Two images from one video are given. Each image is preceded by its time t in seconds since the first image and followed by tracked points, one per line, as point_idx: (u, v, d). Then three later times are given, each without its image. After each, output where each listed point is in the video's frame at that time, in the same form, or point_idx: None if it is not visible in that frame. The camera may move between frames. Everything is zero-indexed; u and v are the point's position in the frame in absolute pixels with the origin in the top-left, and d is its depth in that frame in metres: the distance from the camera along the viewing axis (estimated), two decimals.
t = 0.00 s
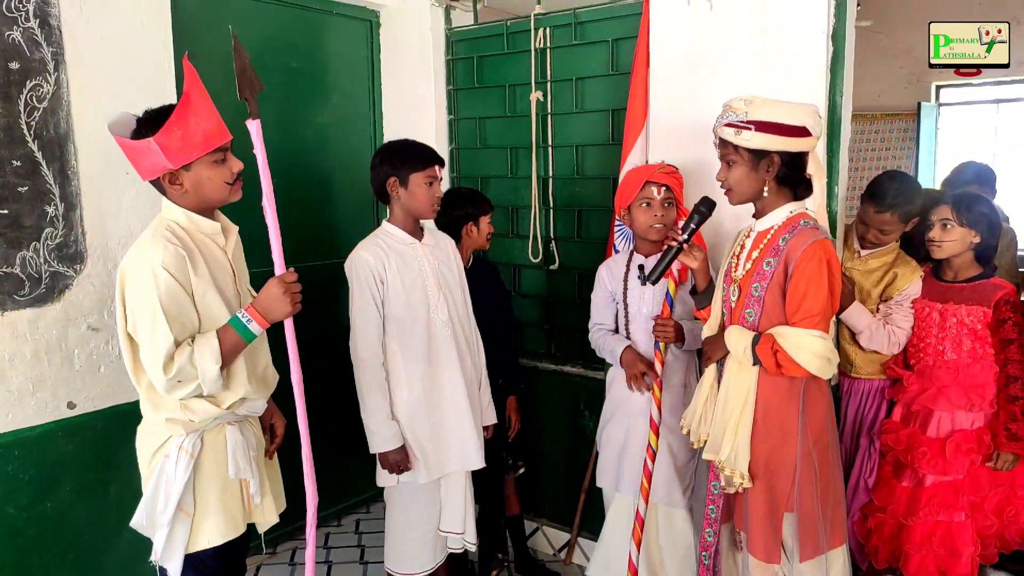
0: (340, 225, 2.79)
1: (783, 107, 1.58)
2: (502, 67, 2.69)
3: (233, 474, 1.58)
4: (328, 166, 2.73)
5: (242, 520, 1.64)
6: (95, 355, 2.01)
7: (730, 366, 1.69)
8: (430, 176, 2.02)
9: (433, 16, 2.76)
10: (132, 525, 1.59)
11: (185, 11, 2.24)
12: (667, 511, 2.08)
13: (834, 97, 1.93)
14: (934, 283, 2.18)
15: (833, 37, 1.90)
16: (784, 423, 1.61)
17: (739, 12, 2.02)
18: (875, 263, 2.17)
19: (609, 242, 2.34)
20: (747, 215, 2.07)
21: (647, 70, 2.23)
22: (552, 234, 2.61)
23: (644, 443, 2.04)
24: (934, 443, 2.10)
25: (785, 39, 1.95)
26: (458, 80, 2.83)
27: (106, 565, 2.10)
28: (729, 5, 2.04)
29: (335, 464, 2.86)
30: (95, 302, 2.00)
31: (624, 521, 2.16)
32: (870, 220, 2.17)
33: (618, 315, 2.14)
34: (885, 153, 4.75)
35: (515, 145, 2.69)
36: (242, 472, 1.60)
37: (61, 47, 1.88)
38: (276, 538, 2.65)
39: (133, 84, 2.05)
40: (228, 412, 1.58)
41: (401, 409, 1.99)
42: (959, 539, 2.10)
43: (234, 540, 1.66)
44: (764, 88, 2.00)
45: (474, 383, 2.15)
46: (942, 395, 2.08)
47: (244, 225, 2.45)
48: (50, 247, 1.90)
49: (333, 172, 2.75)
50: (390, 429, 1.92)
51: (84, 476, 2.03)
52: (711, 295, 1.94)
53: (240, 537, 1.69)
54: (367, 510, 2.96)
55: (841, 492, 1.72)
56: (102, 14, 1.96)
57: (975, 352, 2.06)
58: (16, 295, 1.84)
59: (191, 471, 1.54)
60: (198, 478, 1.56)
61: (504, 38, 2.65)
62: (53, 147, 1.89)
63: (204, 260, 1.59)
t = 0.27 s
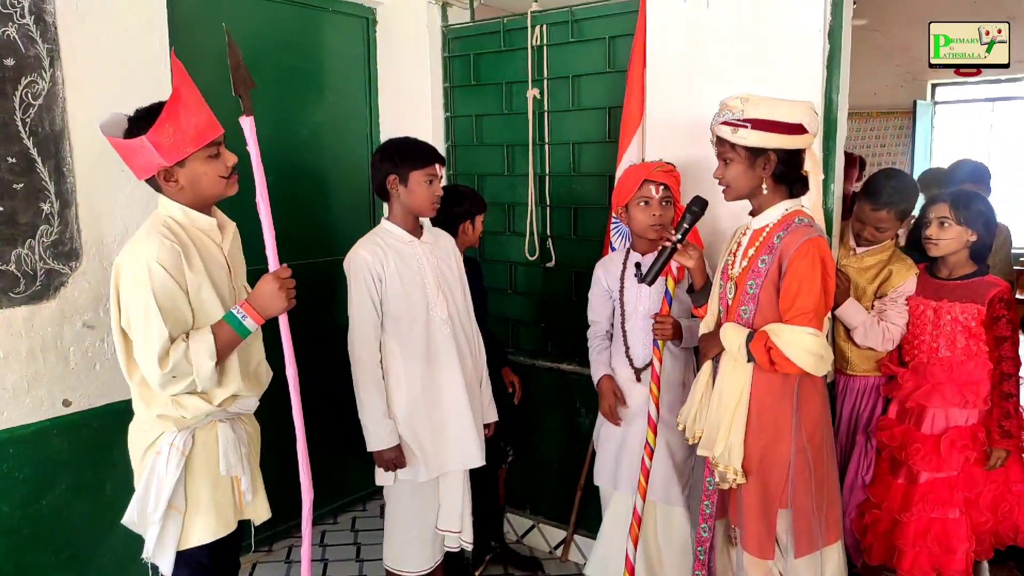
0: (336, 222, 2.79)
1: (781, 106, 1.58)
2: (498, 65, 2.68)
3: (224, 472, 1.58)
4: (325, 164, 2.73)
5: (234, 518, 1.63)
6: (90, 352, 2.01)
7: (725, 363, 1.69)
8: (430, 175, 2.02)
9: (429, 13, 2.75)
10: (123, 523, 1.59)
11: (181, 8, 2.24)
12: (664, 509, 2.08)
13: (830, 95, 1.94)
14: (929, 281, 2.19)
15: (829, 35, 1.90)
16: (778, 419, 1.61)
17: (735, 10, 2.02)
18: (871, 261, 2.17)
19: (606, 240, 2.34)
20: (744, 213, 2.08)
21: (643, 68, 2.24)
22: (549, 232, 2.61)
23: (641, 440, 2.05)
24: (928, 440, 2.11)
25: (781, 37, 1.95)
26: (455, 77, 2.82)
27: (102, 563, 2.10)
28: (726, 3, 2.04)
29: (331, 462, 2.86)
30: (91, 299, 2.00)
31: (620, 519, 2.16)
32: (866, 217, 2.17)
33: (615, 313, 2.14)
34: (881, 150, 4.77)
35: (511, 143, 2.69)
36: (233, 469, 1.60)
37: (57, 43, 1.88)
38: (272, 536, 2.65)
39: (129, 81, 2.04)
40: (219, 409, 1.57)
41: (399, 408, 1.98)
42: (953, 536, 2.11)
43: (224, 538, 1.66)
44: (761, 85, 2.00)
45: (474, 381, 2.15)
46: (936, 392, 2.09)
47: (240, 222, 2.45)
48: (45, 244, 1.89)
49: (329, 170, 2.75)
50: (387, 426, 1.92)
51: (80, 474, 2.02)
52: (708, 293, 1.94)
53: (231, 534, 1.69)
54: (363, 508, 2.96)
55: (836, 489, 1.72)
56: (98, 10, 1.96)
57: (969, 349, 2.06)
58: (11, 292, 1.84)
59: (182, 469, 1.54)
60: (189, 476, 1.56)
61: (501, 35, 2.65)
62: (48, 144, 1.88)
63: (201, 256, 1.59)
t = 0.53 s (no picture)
0: (331, 223, 2.79)
1: (777, 107, 1.59)
2: (493, 65, 2.68)
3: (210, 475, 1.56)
4: (320, 165, 2.72)
5: (221, 521, 1.62)
6: (84, 354, 2.00)
7: (717, 363, 1.69)
8: (426, 176, 2.02)
9: (423, 14, 2.76)
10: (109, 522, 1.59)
11: (175, 9, 2.23)
12: (659, 509, 2.08)
13: (824, 96, 1.94)
14: (923, 281, 2.19)
15: (823, 35, 1.90)
16: (770, 419, 1.61)
17: (729, 11, 2.03)
18: (865, 261, 2.17)
19: (602, 241, 2.34)
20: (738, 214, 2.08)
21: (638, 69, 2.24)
22: (544, 232, 2.61)
23: (637, 440, 2.04)
24: (921, 439, 2.12)
25: (775, 38, 1.95)
26: (450, 78, 2.82)
27: (96, 565, 2.10)
28: (720, 4, 2.04)
29: (327, 463, 2.86)
30: (84, 301, 1.99)
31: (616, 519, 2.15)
32: (861, 217, 2.17)
33: (610, 313, 2.15)
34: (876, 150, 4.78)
35: (506, 143, 2.69)
36: (220, 472, 1.58)
37: (50, 44, 1.87)
38: (267, 537, 2.65)
39: (123, 82, 2.04)
40: (207, 411, 1.57)
41: (395, 410, 1.97)
42: (945, 535, 2.12)
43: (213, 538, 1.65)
44: (755, 86, 2.00)
45: (471, 382, 2.15)
46: (930, 392, 2.10)
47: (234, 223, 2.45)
48: (39, 245, 1.89)
49: (324, 171, 2.75)
50: (384, 427, 1.92)
51: (74, 475, 2.02)
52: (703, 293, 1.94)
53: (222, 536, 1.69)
54: (359, 509, 2.96)
55: (829, 490, 1.72)
56: (90, 12, 1.95)
57: (963, 349, 2.07)
58: (4, 293, 1.83)
59: (168, 470, 1.54)
60: (175, 476, 1.56)
61: (495, 36, 2.65)
62: (41, 145, 1.88)
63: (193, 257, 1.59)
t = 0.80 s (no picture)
0: (327, 223, 2.79)
1: (775, 107, 1.58)
2: (489, 65, 2.68)
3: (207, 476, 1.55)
4: (316, 164, 2.72)
5: (218, 522, 1.61)
6: (79, 353, 2.00)
7: (712, 361, 1.69)
8: (422, 175, 2.02)
9: (419, 13, 2.78)
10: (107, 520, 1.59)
11: (170, 9, 2.23)
12: (655, 508, 2.08)
13: (819, 96, 1.94)
14: (918, 281, 2.20)
15: (819, 35, 1.91)
16: (764, 418, 1.62)
17: (725, 10, 2.03)
18: (861, 260, 2.17)
19: (598, 241, 2.33)
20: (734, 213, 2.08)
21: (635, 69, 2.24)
22: (541, 232, 2.61)
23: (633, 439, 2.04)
24: (915, 438, 2.12)
25: (771, 38, 1.96)
26: (446, 78, 2.82)
27: (91, 565, 2.09)
28: (716, 4, 2.04)
29: (324, 463, 2.85)
30: (80, 300, 1.99)
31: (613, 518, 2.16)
32: (857, 217, 2.18)
33: (606, 312, 2.15)
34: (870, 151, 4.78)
35: (503, 143, 2.69)
36: (216, 473, 1.56)
37: (45, 43, 1.87)
38: (263, 537, 2.64)
39: (118, 82, 2.04)
40: (205, 411, 1.57)
41: (393, 410, 1.98)
42: (934, 533, 2.11)
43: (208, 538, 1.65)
44: (751, 86, 2.01)
45: (466, 381, 2.14)
46: (926, 391, 2.10)
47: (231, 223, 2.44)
48: (34, 245, 1.88)
49: (321, 170, 2.74)
50: (381, 427, 1.92)
51: (70, 475, 2.01)
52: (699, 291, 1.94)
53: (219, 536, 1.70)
54: (356, 509, 2.95)
55: (824, 490, 1.73)
56: (86, 11, 1.95)
57: (958, 349, 2.07)
58: None
59: (165, 469, 1.54)
60: (172, 476, 1.56)
61: (492, 35, 2.65)
62: (36, 144, 1.87)
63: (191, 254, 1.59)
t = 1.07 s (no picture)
0: (325, 222, 2.79)
1: (774, 108, 1.58)
2: (487, 64, 2.68)
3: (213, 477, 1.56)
4: (315, 162, 2.72)
5: (221, 522, 1.62)
6: (76, 354, 1.99)
7: (709, 360, 1.69)
8: (420, 174, 2.02)
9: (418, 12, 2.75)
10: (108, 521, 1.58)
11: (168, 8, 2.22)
12: (653, 507, 2.09)
13: (817, 96, 1.95)
14: (914, 281, 2.20)
15: (816, 35, 1.91)
16: (762, 419, 1.62)
17: (723, 10, 2.03)
18: (858, 260, 2.18)
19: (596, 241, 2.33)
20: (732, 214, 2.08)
21: (633, 69, 2.24)
22: (539, 232, 2.61)
23: (629, 439, 2.04)
24: (912, 437, 2.12)
25: (769, 38, 1.96)
26: (444, 77, 2.82)
27: (89, 566, 2.09)
28: (714, 4, 2.04)
29: (322, 463, 2.85)
30: (77, 300, 1.98)
31: (610, 517, 2.16)
32: (855, 217, 2.18)
33: (603, 312, 2.15)
34: (869, 150, 4.80)
35: (501, 143, 2.69)
36: (222, 474, 1.57)
37: (42, 42, 1.86)
38: (261, 537, 2.64)
39: (116, 81, 2.03)
40: (211, 411, 1.57)
41: (390, 409, 1.98)
42: (927, 530, 2.12)
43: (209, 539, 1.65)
44: (749, 86, 2.01)
45: (462, 381, 2.14)
46: (924, 391, 2.09)
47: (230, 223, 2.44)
48: (31, 245, 1.88)
49: (319, 168, 2.75)
50: (378, 426, 1.92)
51: (67, 476, 2.01)
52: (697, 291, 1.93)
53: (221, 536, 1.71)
54: (354, 509, 2.95)
55: (822, 489, 1.73)
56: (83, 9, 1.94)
57: (956, 348, 2.07)
58: None
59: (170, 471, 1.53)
60: (176, 477, 1.55)
61: (489, 35, 2.65)
62: (34, 143, 1.86)
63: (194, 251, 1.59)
